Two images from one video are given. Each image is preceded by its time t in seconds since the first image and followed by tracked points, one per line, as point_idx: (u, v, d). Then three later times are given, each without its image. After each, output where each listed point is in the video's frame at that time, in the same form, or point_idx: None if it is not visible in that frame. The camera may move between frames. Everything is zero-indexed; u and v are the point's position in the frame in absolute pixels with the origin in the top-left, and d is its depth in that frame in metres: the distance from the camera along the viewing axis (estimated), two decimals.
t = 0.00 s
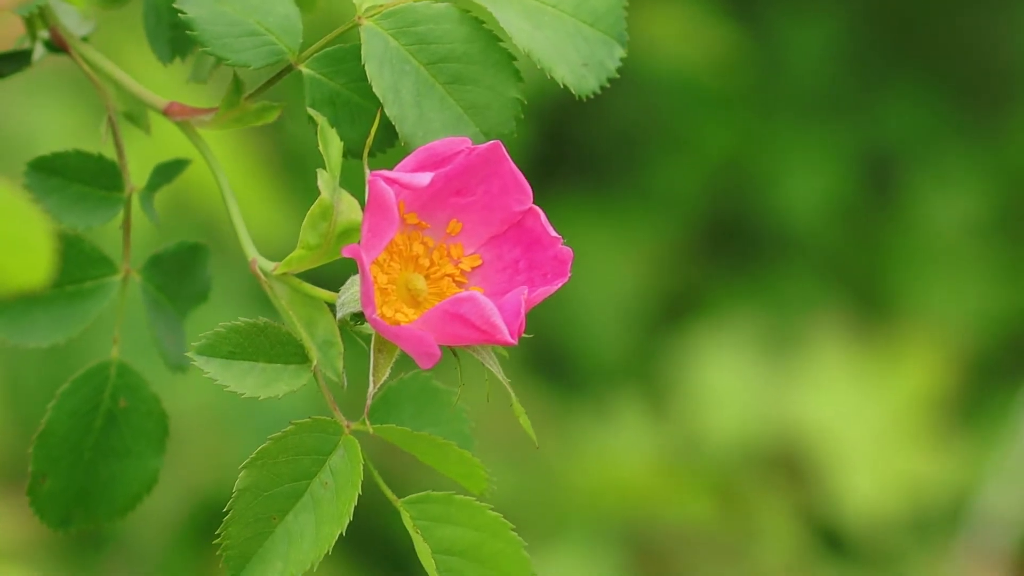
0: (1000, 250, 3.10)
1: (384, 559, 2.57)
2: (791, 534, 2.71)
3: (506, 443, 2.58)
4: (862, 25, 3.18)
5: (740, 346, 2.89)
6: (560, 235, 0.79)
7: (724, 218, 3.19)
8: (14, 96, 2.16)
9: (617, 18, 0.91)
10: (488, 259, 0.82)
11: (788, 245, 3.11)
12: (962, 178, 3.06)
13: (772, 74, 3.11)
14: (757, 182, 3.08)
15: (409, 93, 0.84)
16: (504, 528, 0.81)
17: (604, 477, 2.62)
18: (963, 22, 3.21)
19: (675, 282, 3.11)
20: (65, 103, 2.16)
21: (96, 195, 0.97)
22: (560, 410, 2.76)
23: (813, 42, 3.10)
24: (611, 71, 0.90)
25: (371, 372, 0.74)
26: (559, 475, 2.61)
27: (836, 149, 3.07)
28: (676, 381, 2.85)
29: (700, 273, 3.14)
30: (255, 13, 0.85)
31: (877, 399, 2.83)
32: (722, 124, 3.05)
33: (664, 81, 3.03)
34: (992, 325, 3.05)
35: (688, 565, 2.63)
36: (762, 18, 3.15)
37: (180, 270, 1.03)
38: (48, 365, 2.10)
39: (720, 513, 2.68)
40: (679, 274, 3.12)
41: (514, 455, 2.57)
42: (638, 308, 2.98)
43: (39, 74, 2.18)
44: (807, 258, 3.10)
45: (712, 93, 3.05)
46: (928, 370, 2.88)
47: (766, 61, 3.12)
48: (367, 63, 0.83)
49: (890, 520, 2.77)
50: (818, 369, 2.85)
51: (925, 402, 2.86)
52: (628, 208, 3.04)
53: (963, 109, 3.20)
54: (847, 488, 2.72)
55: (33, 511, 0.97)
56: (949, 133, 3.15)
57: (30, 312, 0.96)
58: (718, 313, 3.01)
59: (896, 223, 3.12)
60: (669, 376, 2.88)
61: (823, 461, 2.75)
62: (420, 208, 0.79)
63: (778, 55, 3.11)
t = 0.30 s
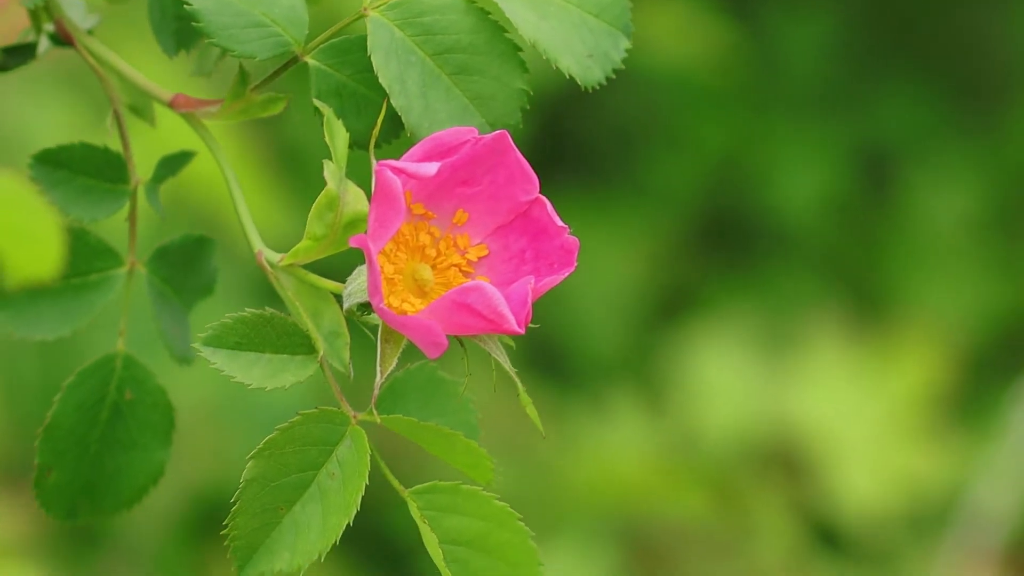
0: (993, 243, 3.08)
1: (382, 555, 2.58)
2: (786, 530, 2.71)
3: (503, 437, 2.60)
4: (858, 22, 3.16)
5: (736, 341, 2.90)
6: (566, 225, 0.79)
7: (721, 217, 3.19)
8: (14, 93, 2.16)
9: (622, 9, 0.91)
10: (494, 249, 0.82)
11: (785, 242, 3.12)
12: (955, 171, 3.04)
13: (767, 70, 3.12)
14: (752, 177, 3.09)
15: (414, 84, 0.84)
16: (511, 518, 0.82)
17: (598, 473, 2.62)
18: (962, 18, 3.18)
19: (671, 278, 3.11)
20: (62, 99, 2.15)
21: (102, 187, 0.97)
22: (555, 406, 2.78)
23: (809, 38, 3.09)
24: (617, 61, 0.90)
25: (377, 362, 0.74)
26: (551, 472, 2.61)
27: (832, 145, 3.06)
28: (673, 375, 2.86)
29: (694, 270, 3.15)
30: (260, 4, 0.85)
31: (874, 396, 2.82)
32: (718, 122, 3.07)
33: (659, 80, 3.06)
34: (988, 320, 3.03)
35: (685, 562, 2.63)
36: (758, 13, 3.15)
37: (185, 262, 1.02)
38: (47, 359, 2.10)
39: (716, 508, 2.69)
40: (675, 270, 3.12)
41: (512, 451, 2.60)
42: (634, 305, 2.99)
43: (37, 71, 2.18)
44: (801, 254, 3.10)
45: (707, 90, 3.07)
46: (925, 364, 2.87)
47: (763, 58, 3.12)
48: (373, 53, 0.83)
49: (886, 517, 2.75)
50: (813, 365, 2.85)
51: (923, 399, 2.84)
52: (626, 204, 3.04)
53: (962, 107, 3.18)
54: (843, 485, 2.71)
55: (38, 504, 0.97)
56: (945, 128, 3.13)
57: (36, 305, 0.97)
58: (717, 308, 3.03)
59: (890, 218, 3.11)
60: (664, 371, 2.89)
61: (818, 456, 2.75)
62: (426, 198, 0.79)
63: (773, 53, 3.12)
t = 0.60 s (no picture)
0: (989, 238, 3.06)
1: (379, 551, 2.59)
2: (782, 526, 2.74)
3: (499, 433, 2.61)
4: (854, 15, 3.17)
5: (732, 337, 2.90)
6: (572, 216, 0.79)
7: (716, 213, 3.19)
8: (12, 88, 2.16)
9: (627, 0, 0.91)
10: (500, 240, 0.82)
11: (783, 239, 3.11)
12: (952, 168, 3.04)
13: (764, 66, 3.12)
14: (749, 173, 3.09)
15: (420, 75, 0.83)
16: (516, 509, 0.82)
17: (592, 467, 2.64)
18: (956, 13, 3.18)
19: (668, 274, 3.10)
20: (57, 92, 2.14)
21: (105, 179, 0.97)
22: (551, 402, 2.78)
23: (804, 34, 3.09)
24: (621, 53, 0.90)
25: (384, 353, 0.74)
26: (548, 467, 2.63)
27: (829, 141, 3.06)
28: (669, 372, 2.87)
29: (688, 266, 3.14)
30: None
31: (869, 394, 2.83)
32: (714, 117, 3.07)
33: (656, 74, 3.05)
34: (987, 316, 3.00)
35: (679, 558, 2.70)
36: (754, 10, 3.16)
37: (188, 253, 1.01)
38: (43, 353, 2.10)
39: (713, 504, 2.72)
40: (672, 266, 3.11)
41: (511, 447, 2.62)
42: (627, 303, 2.96)
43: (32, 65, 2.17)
44: (797, 249, 3.10)
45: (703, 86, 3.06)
46: (921, 363, 2.87)
47: (759, 54, 3.13)
48: (378, 45, 0.83)
49: (883, 513, 2.76)
50: (809, 361, 2.87)
51: (918, 396, 2.85)
52: (623, 199, 3.04)
53: (956, 102, 3.18)
54: (838, 483, 2.73)
55: (43, 494, 0.98)
56: (942, 123, 3.13)
57: (39, 297, 0.97)
58: (715, 305, 3.01)
59: (886, 215, 3.09)
60: (661, 367, 2.90)
61: (814, 453, 2.76)
62: (433, 190, 0.80)
63: (768, 50, 3.12)
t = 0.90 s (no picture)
0: (985, 233, 3.08)
1: (376, 547, 2.59)
2: (778, 522, 2.75)
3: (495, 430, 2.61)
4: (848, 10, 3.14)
5: (726, 333, 2.91)
6: (572, 211, 0.80)
7: (711, 208, 3.20)
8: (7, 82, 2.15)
9: None
10: (501, 235, 0.82)
11: (778, 235, 3.12)
12: (948, 163, 3.04)
13: (759, 61, 3.11)
14: (744, 169, 3.10)
15: (420, 69, 0.84)
16: (516, 502, 0.83)
17: (586, 462, 2.65)
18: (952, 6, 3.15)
19: (665, 270, 3.10)
20: (52, 86, 2.13)
21: (106, 172, 0.98)
22: (546, 399, 2.78)
23: (799, 29, 3.08)
24: (620, 47, 0.90)
25: (385, 348, 0.74)
26: (544, 463, 2.64)
27: (824, 137, 3.07)
28: (665, 367, 2.89)
29: (684, 262, 3.14)
30: None
31: (863, 389, 2.85)
32: (709, 112, 3.07)
33: (650, 71, 3.05)
34: (984, 311, 3.01)
35: (676, 553, 2.68)
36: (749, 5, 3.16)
37: (187, 247, 1.01)
38: (39, 347, 2.09)
39: (709, 500, 2.72)
40: (669, 262, 3.11)
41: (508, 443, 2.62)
42: (625, 299, 2.98)
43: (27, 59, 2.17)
44: (793, 244, 3.10)
45: (697, 81, 3.06)
46: (915, 358, 2.88)
47: (753, 49, 3.12)
48: (379, 40, 0.83)
49: (879, 507, 2.76)
50: (804, 356, 2.88)
51: (913, 390, 2.87)
52: (619, 194, 3.04)
53: (952, 96, 3.17)
54: (833, 479, 2.74)
55: (42, 487, 0.97)
56: (938, 119, 3.13)
57: (39, 291, 0.97)
58: (711, 301, 3.03)
59: (880, 210, 3.11)
60: (657, 363, 2.91)
61: (809, 449, 2.77)
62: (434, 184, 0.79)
63: (764, 44, 3.10)
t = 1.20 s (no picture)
0: (981, 230, 3.09)
1: (372, 544, 2.60)
2: (775, 519, 2.77)
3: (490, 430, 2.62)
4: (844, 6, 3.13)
5: (723, 331, 2.91)
6: (570, 210, 0.79)
7: (707, 206, 3.20)
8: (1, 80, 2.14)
9: None
10: (497, 233, 0.82)
11: (773, 234, 3.12)
12: (943, 161, 3.04)
13: (755, 58, 3.10)
14: (740, 166, 3.10)
15: (417, 67, 0.83)
16: (513, 500, 0.83)
17: (581, 461, 2.64)
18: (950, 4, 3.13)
19: (661, 268, 3.11)
20: (45, 83, 2.13)
21: (103, 169, 0.98)
22: (543, 398, 2.79)
23: (796, 26, 3.06)
24: (616, 45, 0.90)
25: (382, 346, 0.75)
26: (540, 460, 2.62)
27: (820, 135, 3.07)
28: (661, 365, 2.88)
29: (679, 260, 3.14)
30: None
31: (859, 389, 2.84)
32: (705, 109, 3.07)
33: (646, 69, 3.04)
34: (980, 307, 3.03)
35: (672, 551, 2.70)
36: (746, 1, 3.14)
37: (183, 244, 1.01)
38: (34, 345, 2.09)
39: (707, 499, 2.74)
40: (665, 260, 3.12)
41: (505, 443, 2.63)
42: (621, 298, 2.98)
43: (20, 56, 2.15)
44: (789, 242, 3.10)
45: (693, 80, 3.06)
46: (911, 357, 2.89)
47: (749, 44, 3.10)
48: (376, 38, 0.82)
49: (875, 505, 2.78)
50: (800, 353, 2.89)
51: (909, 388, 2.88)
52: (615, 191, 3.04)
53: (947, 95, 3.17)
54: (830, 476, 2.75)
55: (38, 483, 0.98)
56: (933, 115, 3.13)
57: (36, 286, 0.96)
58: (707, 299, 3.03)
59: (877, 208, 3.11)
60: (653, 360, 2.92)
61: (805, 447, 2.78)
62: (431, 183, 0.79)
63: (761, 42, 3.09)
